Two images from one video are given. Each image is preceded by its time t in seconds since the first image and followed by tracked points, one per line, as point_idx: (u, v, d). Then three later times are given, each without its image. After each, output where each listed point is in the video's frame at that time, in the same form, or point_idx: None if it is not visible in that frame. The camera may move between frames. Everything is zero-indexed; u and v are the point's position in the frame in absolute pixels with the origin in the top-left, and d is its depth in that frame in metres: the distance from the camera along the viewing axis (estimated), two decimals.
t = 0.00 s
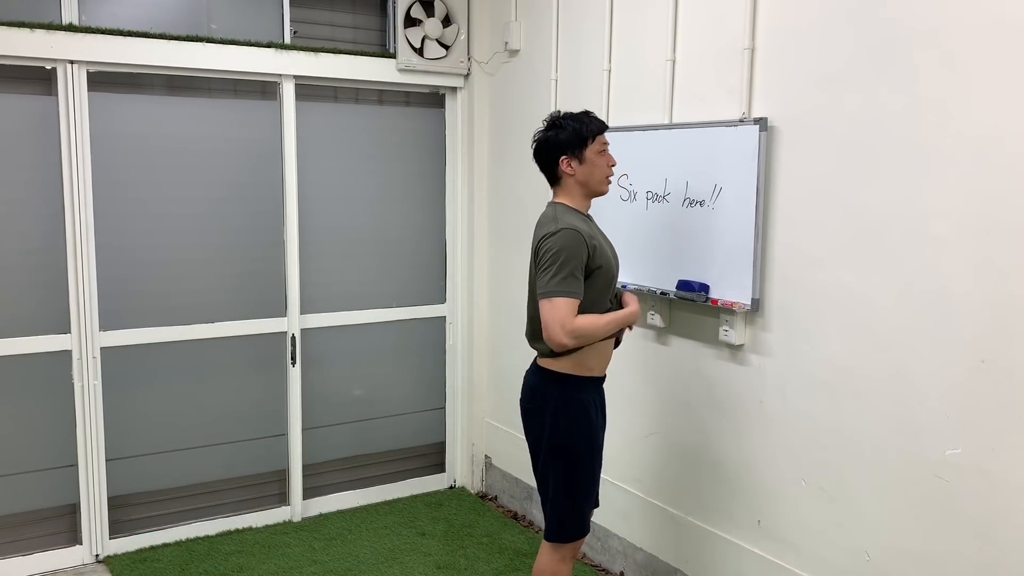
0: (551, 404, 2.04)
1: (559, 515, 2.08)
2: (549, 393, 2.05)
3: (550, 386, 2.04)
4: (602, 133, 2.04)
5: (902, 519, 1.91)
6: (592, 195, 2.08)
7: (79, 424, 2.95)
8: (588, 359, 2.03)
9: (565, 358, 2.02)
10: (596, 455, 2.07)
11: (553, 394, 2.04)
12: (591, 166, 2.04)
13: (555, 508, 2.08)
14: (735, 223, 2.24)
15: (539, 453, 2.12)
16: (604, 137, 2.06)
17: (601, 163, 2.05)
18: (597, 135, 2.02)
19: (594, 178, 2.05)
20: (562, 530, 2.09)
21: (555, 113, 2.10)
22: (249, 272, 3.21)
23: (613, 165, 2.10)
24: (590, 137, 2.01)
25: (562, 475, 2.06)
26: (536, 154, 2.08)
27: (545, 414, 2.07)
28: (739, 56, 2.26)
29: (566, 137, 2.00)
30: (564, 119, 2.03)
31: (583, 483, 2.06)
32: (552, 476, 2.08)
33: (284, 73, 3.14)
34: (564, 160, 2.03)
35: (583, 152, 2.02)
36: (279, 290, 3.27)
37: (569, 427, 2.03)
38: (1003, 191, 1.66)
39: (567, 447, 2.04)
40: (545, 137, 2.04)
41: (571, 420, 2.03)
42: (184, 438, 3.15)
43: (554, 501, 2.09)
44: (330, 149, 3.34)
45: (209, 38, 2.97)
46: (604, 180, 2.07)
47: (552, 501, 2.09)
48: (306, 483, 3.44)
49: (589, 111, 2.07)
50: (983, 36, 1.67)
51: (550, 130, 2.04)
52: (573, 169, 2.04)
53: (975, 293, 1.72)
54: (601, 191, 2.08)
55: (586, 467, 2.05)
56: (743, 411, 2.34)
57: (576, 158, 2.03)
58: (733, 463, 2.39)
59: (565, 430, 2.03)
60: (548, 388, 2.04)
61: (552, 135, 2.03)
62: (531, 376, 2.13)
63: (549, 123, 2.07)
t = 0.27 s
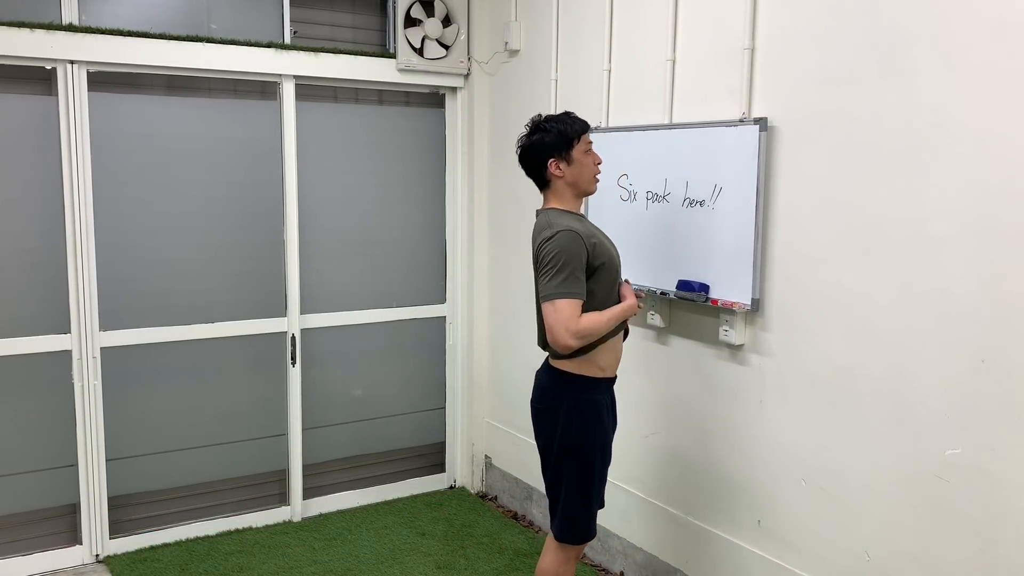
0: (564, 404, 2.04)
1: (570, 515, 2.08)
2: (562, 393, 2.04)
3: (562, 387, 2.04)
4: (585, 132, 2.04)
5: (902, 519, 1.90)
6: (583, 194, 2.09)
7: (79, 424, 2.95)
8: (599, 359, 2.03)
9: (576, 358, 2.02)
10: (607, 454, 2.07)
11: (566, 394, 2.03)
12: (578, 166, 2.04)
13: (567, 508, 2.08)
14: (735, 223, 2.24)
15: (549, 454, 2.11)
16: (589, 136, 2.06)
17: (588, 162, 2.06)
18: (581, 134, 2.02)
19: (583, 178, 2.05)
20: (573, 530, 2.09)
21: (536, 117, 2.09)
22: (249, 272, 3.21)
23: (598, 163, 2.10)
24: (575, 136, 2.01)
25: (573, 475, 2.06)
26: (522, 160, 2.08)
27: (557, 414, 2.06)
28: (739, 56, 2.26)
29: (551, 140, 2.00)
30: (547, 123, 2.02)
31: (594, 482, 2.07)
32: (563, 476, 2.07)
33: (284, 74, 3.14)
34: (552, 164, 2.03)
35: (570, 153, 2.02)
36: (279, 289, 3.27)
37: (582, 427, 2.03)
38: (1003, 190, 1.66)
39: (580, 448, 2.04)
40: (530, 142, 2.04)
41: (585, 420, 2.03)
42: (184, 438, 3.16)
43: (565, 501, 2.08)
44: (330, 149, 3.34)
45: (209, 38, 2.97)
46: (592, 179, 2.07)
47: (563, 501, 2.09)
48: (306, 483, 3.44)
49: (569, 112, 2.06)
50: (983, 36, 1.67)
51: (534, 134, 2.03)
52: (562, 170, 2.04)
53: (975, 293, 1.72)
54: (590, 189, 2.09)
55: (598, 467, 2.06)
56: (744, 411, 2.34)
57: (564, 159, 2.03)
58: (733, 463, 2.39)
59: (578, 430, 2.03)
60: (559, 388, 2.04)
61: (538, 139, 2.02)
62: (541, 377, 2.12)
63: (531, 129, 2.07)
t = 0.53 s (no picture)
0: (566, 405, 2.04)
1: (572, 515, 2.08)
2: (565, 394, 2.04)
3: (565, 388, 2.03)
4: (596, 132, 2.04)
5: (902, 519, 1.91)
6: (590, 194, 2.09)
7: (79, 424, 2.94)
8: (602, 359, 2.03)
9: (581, 358, 2.02)
10: (609, 455, 2.07)
11: (569, 395, 2.03)
12: (588, 166, 2.04)
13: (568, 509, 2.08)
14: (735, 223, 2.24)
15: (552, 455, 2.12)
16: (600, 137, 2.06)
17: (598, 163, 2.06)
18: (591, 133, 2.03)
19: (591, 178, 2.06)
20: (574, 531, 2.09)
21: (547, 115, 2.09)
22: (249, 272, 3.21)
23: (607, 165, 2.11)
24: (586, 135, 2.01)
25: (575, 476, 2.06)
26: (532, 158, 2.08)
27: (560, 415, 2.06)
28: (739, 56, 2.26)
29: (561, 139, 2.00)
30: (558, 121, 2.02)
31: (597, 483, 2.07)
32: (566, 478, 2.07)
33: (284, 74, 3.14)
34: (562, 163, 2.03)
35: (580, 153, 2.03)
36: (279, 289, 3.27)
37: (584, 428, 2.03)
38: (1003, 191, 1.66)
39: (582, 449, 2.04)
40: (541, 140, 2.04)
41: (588, 421, 2.03)
42: (184, 438, 3.16)
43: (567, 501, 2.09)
44: (330, 149, 3.34)
45: (209, 38, 2.97)
46: (601, 178, 2.08)
47: (565, 502, 2.09)
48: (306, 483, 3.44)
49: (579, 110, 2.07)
50: (983, 37, 1.67)
51: (544, 132, 2.03)
52: (571, 169, 2.04)
53: (974, 293, 1.72)
54: (598, 189, 2.09)
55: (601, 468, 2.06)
56: (744, 411, 2.34)
57: (574, 159, 2.03)
58: (733, 463, 2.39)
59: (581, 431, 2.03)
60: (563, 389, 2.04)
61: (549, 137, 2.02)
62: (543, 377, 2.13)
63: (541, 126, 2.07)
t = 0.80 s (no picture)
0: (565, 405, 2.04)
1: (571, 515, 2.08)
2: (564, 395, 2.04)
3: (565, 388, 2.03)
4: (603, 133, 2.04)
5: (901, 519, 1.91)
6: (594, 195, 2.09)
7: (79, 424, 2.94)
8: (603, 359, 2.03)
9: (581, 359, 2.02)
10: (608, 455, 2.07)
11: (569, 395, 2.03)
12: (593, 167, 2.04)
13: (568, 509, 2.08)
14: (735, 223, 2.24)
15: (552, 454, 2.12)
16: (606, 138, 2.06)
17: (603, 164, 2.06)
18: (597, 134, 2.02)
19: (596, 179, 2.06)
20: (574, 531, 2.09)
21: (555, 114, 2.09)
22: (249, 272, 3.21)
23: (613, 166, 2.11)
24: (592, 135, 2.01)
25: (575, 476, 2.06)
26: (537, 156, 2.08)
27: (559, 415, 2.06)
28: (739, 56, 2.26)
29: (567, 138, 2.00)
30: (565, 120, 2.02)
31: (596, 482, 2.06)
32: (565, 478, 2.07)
33: (284, 74, 3.14)
34: (567, 162, 2.03)
35: (585, 153, 2.02)
36: (279, 289, 3.27)
37: (583, 427, 2.03)
38: (1003, 191, 1.66)
39: (581, 448, 2.03)
40: (547, 138, 2.03)
41: (587, 421, 2.03)
42: (184, 438, 3.15)
43: (566, 501, 2.08)
44: (330, 149, 3.34)
45: (209, 38, 2.97)
46: (606, 179, 2.07)
47: (565, 502, 2.09)
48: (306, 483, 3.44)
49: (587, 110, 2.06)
50: (983, 37, 1.67)
51: (551, 131, 2.03)
52: (576, 169, 2.04)
53: (974, 293, 1.72)
54: (602, 190, 2.09)
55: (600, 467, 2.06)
56: (744, 411, 2.34)
57: (579, 159, 2.03)
58: (733, 463, 2.39)
59: (580, 431, 2.03)
60: (563, 389, 2.04)
61: (556, 136, 2.02)
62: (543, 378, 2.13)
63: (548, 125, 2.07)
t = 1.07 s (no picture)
0: (564, 406, 2.04)
1: (573, 516, 2.08)
2: (562, 396, 2.04)
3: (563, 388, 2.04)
4: (626, 138, 2.04)
5: (901, 519, 1.91)
6: (609, 198, 2.09)
7: (78, 424, 2.94)
8: (598, 359, 2.04)
9: (575, 359, 2.03)
10: (608, 454, 2.07)
11: (566, 396, 2.03)
12: (614, 171, 2.04)
13: (570, 509, 2.08)
14: (735, 223, 2.24)
15: (551, 455, 2.12)
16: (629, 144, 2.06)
17: (623, 169, 2.06)
18: (622, 139, 2.02)
19: (614, 183, 2.05)
20: (576, 532, 2.08)
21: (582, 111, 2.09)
22: (249, 272, 3.21)
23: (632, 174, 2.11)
24: (615, 140, 2.01)
25: (575, 477, 2.05)
26: (559, 150, 2.08)
27: (557, 416, 2.06)
28: (739, 56, 2.26)
29: (592, 137, 2.00)
30: (593, 119, 2.01)
31: (596, 482, 2.06)
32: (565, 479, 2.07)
33: (284, 74, 3.14)
34: (587, 161, 2.02)
35: (607, 156, 2.02)
36: (279, 289, 3.27)
37: (581, 428, 2.03)
38: (1002, 191, 1.66)
39: (579, 449, 2.03)
40: (572, 134, 2.02)
41: (586, 421, 2.02)
42: (184, 437, 3.16)
43: (568, 502, 2.08)
44: (330, 149, 3.34)
45: (209, 38, 2.97)
46: (623, 185, 2.07)
47: (566, 503, 2.09)
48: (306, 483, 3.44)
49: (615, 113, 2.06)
50: (984, 37, 1.67)
51: (575, 129, 2.02)
52: (595, 170, 2.04)
53: (974, 293, 1.72)
54: (617, 195, 2.09)
55: (600, 467, 2.05)
56: (744, 411, 2.34)
57: (600, 160, 2.02)
58: (734, 463, 2.39)
59: (578, 431, 2.03)
60: (561, 389, 2.04)
61: (580, 134, 2.01)
62: (541, 380, 2.13)
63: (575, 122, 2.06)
